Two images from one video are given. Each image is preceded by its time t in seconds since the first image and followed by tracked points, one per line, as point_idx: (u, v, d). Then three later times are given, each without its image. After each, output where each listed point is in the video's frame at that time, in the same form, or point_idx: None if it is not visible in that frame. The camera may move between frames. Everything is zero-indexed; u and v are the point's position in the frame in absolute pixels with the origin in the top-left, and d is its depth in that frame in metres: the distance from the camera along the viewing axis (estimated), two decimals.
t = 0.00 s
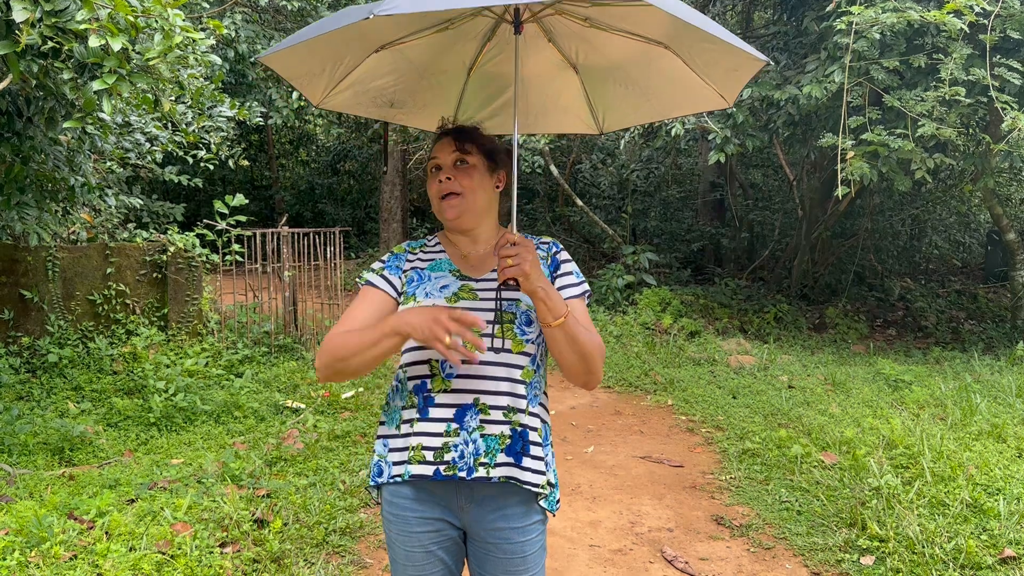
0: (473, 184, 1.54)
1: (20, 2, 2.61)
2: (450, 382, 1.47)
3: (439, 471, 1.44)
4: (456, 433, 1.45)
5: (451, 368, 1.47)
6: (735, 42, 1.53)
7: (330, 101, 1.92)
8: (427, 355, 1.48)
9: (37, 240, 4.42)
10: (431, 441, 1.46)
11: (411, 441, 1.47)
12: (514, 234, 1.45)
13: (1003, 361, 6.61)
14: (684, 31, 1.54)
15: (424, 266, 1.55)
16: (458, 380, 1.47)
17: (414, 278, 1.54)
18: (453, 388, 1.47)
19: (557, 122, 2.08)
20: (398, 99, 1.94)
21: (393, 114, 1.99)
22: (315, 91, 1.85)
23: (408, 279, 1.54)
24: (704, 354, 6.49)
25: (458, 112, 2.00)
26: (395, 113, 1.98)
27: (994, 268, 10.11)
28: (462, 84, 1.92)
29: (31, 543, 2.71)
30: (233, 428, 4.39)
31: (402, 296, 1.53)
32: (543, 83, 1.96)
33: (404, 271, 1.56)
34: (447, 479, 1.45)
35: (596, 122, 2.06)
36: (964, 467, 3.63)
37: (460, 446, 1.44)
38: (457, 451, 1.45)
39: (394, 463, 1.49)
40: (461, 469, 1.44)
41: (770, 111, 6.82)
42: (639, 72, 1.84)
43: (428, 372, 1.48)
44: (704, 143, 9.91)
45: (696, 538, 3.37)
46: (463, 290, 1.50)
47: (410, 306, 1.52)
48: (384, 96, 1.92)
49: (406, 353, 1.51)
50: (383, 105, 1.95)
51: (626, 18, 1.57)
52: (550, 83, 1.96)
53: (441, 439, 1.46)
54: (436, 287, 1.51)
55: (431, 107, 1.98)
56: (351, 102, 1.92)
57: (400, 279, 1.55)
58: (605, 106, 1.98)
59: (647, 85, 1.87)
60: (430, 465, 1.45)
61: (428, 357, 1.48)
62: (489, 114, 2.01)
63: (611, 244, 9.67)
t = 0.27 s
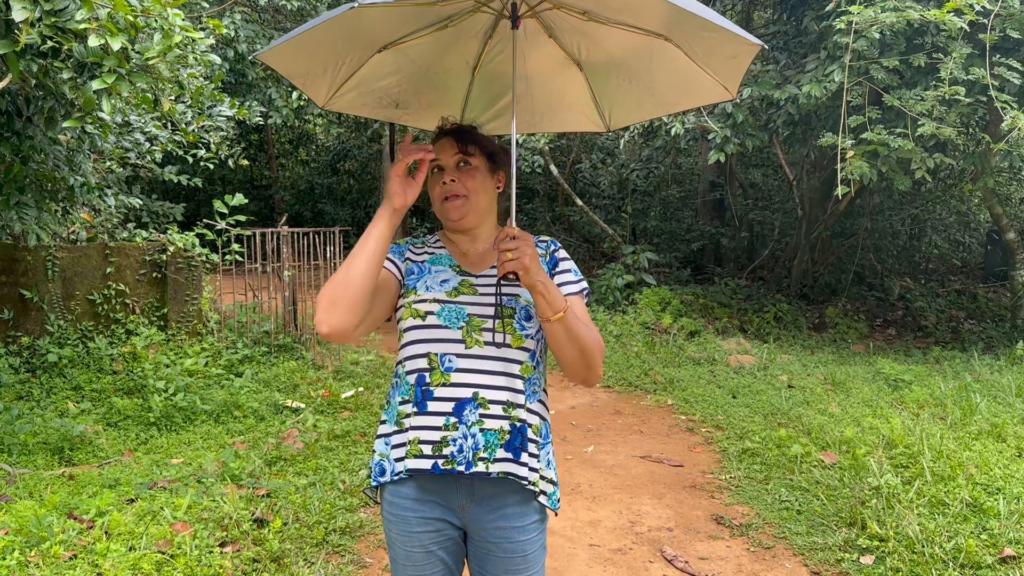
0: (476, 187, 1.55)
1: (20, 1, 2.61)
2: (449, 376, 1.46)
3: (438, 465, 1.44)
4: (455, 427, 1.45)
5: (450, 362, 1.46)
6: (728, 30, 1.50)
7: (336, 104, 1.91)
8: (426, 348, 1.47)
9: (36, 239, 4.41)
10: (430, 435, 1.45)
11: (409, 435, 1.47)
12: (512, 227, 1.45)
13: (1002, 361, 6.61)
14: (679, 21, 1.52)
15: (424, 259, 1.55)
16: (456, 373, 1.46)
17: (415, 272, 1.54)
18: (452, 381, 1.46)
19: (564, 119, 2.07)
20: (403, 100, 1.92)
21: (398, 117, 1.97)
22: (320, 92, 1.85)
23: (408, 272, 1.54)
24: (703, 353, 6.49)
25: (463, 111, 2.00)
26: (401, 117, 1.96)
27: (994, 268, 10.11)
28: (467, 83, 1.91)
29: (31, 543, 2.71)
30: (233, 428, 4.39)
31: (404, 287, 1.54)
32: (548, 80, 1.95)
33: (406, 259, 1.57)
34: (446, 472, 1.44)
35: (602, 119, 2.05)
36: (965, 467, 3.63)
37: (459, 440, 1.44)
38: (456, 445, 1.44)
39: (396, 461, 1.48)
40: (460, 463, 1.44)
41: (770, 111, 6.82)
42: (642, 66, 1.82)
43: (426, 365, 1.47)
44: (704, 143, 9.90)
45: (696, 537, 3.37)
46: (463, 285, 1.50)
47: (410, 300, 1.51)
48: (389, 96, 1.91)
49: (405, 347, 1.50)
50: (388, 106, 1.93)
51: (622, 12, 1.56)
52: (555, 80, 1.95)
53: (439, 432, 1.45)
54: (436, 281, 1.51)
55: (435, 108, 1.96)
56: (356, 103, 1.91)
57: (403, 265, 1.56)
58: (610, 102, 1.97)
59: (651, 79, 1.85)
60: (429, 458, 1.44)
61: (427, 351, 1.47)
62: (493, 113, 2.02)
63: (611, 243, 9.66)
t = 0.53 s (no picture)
0: (482, 190, 1.55)
1: (19, 2, 2.61)
2: (450, 376, 1.46)
3: (440, 464, 1.44)
4: (457, 427, 1.45)
5: (452, 362, 1.46)
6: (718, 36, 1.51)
7: (336, 110, 1.90)
8: (428, 348, 1.47)
9: (36, 239, 4.41)
10: (431, 436, 1.45)
11: (411, 435, 1.46)
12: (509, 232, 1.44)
13: (1002, 361, 6.61)
14: (670, 29, 1.53)
15: (424, 259, 1.54)
16: (458, 373, 1.46)
17: (415, 272, 1.53)
18: (453, 382, 1.46)
19: (564, 122, 2.05)
20: (404, 105, 1.91)
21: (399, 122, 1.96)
22: (320, 99, 1.84)
23: (408, 272, 1.53)
24: (703, 353, 6.49)
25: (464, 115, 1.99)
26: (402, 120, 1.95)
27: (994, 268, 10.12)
28: (467, 87, 1.91)
29: (30, 543, 2.71)
30: (233, 428, 4.39)
31: (404, 286, 1.53)
32: (546, 85, 1.94)
33: (406, 256, 1.57)
34: (447, 472, 1.44)
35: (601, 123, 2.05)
36: (964, 467, 3.63)
37: (461, 440, 1.44)
38: (458, 445, 1.44)
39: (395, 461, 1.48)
40: (462, 463, 1.44)
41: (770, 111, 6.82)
42: (638, 69, 1.82)
43: (428, 365, 1.47)
44: (704, 143, 9.90)
45: (696, 537, 3.37)
46: (463, 286, 1.50)
47: (411, 300, 1.51)
48: (389, 102, 1.89)
49: (407, 346, 1.50)
50: (389, 111, 1.92)
51: (615, 17, 1.56)
52: (554, 84, 1.94)
53: (441, 433, 1.45)
54: (437, 281, 1.50)
55: (436, 112, 1.95)
56: (356, 110, 1.90)
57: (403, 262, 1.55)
58: (609, 106, 1.97)
59: (648, 82, 1.86)
60: (431, 458, 1.44)
61: (429, 351, 1.47)
62: (494, 118, 2.02)
63: (610, 243, 9.66)
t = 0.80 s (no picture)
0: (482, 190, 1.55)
1: (19, 2, 2.61)
2: (453, 377, 1.46)
3: (444, 466, 1.44)
4: (460, 428, 1.45)
5: (455, 364, 1.46)
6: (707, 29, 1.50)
7: (341, 119, 1.96)
8: (430, 350, 1.47)
9: (35, 239, 4.41)
10: (436, 437, 1.45)
11: (414, 438, 1.46)
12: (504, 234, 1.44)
13: (1001, 361, 6.61)
14: (661, 24, 1.53)
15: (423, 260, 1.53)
16: (461, 375, 1.46)
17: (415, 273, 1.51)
18: (456, 383, 1.46)
19: (563, 129, 2.04)
20: (403, 114, 1.93)
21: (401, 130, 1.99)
22: (323, 105, 1.89)
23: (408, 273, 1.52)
24: (702, 354, 6.49)
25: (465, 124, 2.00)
26: (403, 128, 1.98)
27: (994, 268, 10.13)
28: (467, 96, 1.91)
29: (29, 543, 2.71)
30: (232, 428, 4.39)
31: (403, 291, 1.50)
32: (544, 93, 1.94)
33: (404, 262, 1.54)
34: (451, 473, 1.45)
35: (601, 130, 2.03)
36: (964, 466, 3.64)
37: (465, 441, 1.44)
38: (462, 445, 1.44)
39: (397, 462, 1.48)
40: (465, 463, 1.44)
41: (769, 111, 6.82)
42: (634, 72, 1.81)
43: (431, 367, 1.47)
44: (704, 143, 9.90)
45: (695, 537, 3.37)
46: (464, 287, 1.49)
47: (412, 302, 1.49)
48: (390, 111, 1.92)
49: (410, 350, 1.49)
50: (390, 120, 1.95)
51: (607, 16, 1.56)
52: (553, 92, 1.94)
53: (445, 433, 1.45)
54: (437, 282, 1.49)
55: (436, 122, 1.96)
56: (360, 118, 1.95)
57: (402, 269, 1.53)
58: (608, 112, 1.96)
59: (644, 85, 1.85)
60: (435, 460, 1.44)
61: (431, 353, 1.47)
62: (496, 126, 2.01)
63: (610, 243, 9.66)
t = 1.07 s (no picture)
0: (482, 192, 1.55)
1: (19, 3, 2.61)
2: (456, 386, 1.45)
3: (448, 474, 1.43)
4: (463, 436, 1.44)
5: (457, 373, 1.46)
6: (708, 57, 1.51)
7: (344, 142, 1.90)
8: (435, 362, 1.46)
9: (35, 240, 4.41)
10: (439, 445, 1.44)
11: (416, 446, 1.45)
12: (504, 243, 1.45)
13: (1000, 362, 6.62)
14: (664, 51, 1.54)
15: (422, 269, 1.52)
16: (463, 384, 1.45)
17: (415, 284, 1.51)
18: (459, 392, 1.45)
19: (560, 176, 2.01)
20: (409, 143, 1.88)
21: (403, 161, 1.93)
22: (330, 125, 1.84)
23: (408, 284, 1.51)
24: (701, 354, 6.50)
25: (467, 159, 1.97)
26: (407, 159, 1.92)
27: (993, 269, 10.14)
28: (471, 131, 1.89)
29: (29, 544, 2.71)
30: (232, 428, 4.39)
31: (405, 304, 1.50)
32: (544, 137, 1.92)
33: (404, 272, 1.52)
34: (455, 481, 1.44)
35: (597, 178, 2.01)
36: (963, 467, 3.64)
37: (468, 450, 1.43)
38: (464, 454, 1.43)
39: (393, 468, 1.48)
40: (468, 472, 1.43)
41: (769, 112, 6.82)
42: (633, 116, 1.81)
43: (435, 378, 1.46)
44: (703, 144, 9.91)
45: (695, 538, 3.37)
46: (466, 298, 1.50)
47: (413, 314, 1.49)
48: (395, 138, 1.88)
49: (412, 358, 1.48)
50: (395, 148, 1.90)
51: (613, 49, 1.58)
52: (553, 137, 1.92)
53: (448, 442, 1.44)
54: (438, 293, 1.50)
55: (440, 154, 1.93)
56: (364, 143, 1.89)
57: (402, 280, 1.51)
58: (606, 159, 1.94)
59: (643, 133, 1.84)
60: (439, 468, 1.44)
61: (435, 365, 1.46)
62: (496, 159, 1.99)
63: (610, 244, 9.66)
